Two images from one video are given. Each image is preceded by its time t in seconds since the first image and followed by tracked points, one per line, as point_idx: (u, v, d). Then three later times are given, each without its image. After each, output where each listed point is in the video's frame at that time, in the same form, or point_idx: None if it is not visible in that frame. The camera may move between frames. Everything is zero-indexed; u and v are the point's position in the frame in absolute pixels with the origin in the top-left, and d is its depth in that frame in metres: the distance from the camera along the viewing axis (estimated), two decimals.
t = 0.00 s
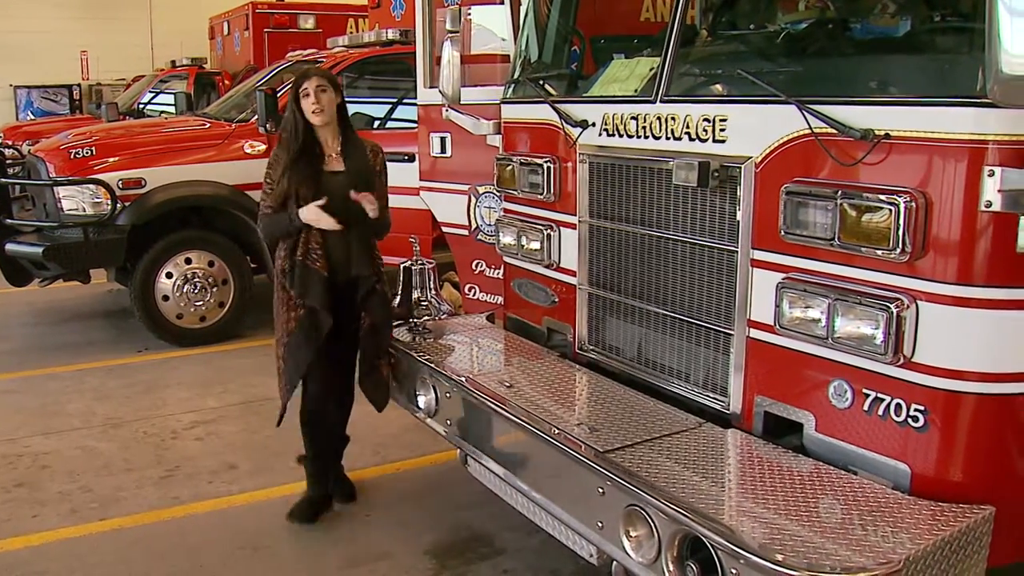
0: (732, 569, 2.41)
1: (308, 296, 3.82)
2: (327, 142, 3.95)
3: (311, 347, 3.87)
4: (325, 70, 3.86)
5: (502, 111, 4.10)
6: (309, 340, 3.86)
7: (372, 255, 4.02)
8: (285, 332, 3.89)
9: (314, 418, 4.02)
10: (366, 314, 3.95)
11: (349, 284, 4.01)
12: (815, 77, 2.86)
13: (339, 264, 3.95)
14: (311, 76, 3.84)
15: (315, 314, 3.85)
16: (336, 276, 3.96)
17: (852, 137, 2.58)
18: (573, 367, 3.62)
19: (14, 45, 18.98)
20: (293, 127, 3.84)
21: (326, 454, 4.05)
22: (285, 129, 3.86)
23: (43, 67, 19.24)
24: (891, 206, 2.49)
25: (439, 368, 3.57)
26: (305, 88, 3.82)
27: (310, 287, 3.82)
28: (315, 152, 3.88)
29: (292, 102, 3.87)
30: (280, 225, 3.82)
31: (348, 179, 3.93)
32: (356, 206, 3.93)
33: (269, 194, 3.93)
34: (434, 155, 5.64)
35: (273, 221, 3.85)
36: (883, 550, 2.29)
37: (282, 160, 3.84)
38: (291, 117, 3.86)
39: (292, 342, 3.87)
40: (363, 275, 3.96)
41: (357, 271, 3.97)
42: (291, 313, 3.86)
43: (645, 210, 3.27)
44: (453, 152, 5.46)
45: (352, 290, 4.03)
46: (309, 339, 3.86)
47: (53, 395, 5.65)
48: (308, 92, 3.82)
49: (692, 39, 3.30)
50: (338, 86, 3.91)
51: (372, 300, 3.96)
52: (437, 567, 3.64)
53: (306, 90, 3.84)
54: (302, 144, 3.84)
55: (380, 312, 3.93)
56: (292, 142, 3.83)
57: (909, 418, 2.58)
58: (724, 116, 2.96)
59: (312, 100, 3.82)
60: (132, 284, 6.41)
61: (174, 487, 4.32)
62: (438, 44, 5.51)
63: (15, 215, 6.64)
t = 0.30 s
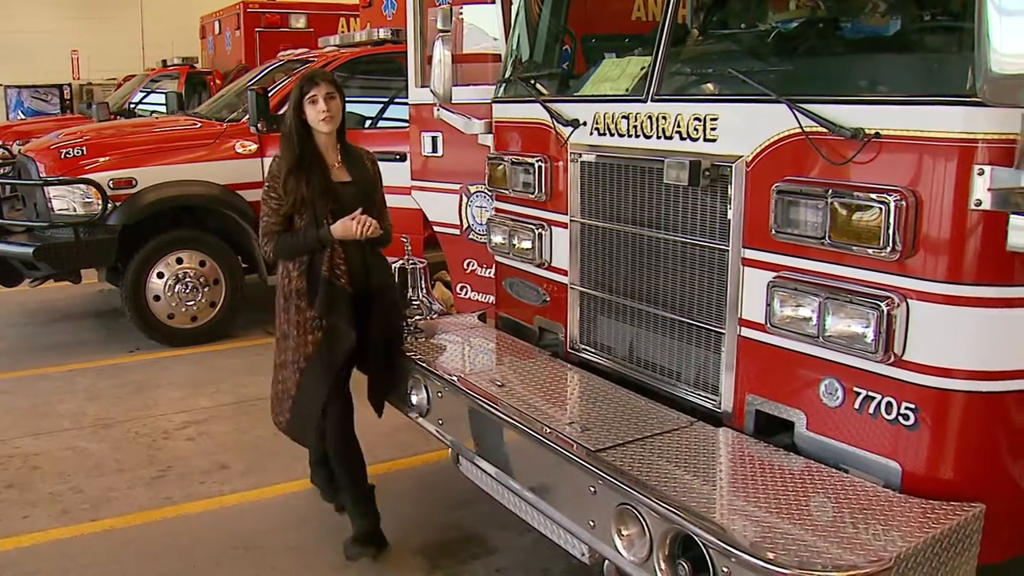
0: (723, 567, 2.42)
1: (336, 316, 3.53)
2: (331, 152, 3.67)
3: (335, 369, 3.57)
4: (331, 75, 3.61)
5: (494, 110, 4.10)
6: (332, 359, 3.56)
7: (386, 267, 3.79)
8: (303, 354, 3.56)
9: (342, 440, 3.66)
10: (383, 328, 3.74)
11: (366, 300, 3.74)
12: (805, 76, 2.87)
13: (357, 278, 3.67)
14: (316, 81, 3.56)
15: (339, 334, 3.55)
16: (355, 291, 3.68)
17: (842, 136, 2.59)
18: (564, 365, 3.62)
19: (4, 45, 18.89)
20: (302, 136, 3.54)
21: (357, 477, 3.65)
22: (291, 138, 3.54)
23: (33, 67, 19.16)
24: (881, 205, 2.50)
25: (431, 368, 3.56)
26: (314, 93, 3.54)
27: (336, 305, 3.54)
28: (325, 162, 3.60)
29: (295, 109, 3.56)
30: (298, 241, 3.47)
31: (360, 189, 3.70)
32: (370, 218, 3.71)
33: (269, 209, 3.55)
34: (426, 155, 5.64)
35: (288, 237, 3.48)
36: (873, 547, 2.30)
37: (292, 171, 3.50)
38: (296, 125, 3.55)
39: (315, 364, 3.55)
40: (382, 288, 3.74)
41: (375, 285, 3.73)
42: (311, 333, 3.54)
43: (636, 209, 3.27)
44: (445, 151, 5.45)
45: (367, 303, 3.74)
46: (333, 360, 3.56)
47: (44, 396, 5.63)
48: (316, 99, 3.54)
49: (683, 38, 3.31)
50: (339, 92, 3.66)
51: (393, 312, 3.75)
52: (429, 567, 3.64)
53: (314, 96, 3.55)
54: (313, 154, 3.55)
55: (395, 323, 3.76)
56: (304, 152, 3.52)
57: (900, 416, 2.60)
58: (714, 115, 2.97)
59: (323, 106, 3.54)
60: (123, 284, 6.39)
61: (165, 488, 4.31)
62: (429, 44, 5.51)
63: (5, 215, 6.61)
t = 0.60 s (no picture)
0: (712, 566, 2.43)
1: (341, 325, 3.45)
2: (333, 150, 3.58)
3: (339, 381, 3.47)
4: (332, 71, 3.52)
5: (482, 110, 4.10)
6: (336, 371, 3.45)
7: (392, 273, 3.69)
8: (305, 366, 3.45)
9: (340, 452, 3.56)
10: (387, 335, 3.67)
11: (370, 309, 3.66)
12: (792, 75, 2.88)
13: (363, 286, 3.58)
14: (315, 75, 3.47)
15: (343, 344, 3.46)
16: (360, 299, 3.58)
17: (830, 135, 2.59)
18: (553, 365, 3.63)
19: None
20: (300, 134, 3.46)
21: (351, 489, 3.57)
22: (290, 136, 3.45)
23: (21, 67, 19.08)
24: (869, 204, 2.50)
25: (421, 368, 3.56)
26: (312, 89, 3.45)
27: (340, 313, 3.45)
28: (326, 161, 3.50)
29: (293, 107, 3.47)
30: (299, 245, 3.38)
31: (366, 190, 3.59)
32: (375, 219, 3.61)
33: (269, 211, 3.47)
34: (415, 155, 5.64)
35: (289, 242, 3.39)
36: (862, 546, 2.31)
37: (292, 171, 3.41)
38: (294, 123, 3.47)
39: (319, 376, 3.45)
40: (388, 296, 3.65)
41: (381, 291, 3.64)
42: (315, 344, 3.44)
43: (624, 209, 3.27)
44: (434, 151, 5.45)
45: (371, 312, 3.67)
46: (337, 371, 3.46)
47: (32, 397, 5.61)
48: (313, 94, 3.45)
49: (671, 38, 3.31)
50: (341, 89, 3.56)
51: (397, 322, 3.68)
52: (419, 567, 3.64)
53: (313, 92, 3.46)
54: (313, 152, 3.46)
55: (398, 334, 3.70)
56: (302, 150, 3.43)
57: (887, 415, 2.61)
58: (702, 115, 2.97)
59: (322, 103, 3.45)
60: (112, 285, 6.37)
61: (154, 489, 4.30)
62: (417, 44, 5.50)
63: None
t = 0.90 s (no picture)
0: (698, 565, 2.43)
1: (336, 336, 3.25)
2: (331, 152, 3.41)
3: (332, 395, 3.28)
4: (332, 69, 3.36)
5: (467, 110, 4.09)
6: (331, 385, 3.28)
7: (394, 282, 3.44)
8: (297, 379, 3.27)
9: (329, 462, 3.50)
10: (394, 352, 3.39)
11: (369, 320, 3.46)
12: (775, 75, 2.89)
13: (360, 296, 3.36)
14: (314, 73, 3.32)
15: (338, 356, 3.26)
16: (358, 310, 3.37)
17: (813, 135, 2.61)
18: (539, 365, 3.63)
19: None
20: (296, 136, 3.30)
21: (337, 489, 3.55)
22: (286, 137, 3.30)
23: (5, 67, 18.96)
24: (852, 203, 2.52)
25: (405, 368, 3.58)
26: (310, 88, 3.30)
27: (336, 323, 3.25)
28: (321, 164, 3.34)
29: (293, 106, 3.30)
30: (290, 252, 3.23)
31: (364, 192, 3.42)
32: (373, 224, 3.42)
33: (260, 215, 3.33)
34: (400, 155, 5.63)
35: (280, 248, 3.24)
36: (847, 544, 2.33)
37: (283, 175, 3.26)
38: (290, 124, 3.31)
39: (311, 390, 3.28)
40: (392, 307, 3.39)
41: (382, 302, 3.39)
42: (309, 356, 3.27)
43: (610, 208, 3.27)
44: (419, 151, 5.45)
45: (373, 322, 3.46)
46: (330, 385, 3.28)
47: (17, 400, 5.57)
48: (312, 92, 3.30)
49: (656, 38, 3.32)
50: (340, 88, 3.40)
51: (404, 334, 3.37)
52: (406, 567, 3.63)
53: (314, 90, 3.30)
54: (308, 154, 3.30)
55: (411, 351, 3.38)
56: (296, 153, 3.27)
57: (872, 413, 2.62)
58: (687, 114, 2.98)
59: (320, 102, 3.29)
60: (96, 287, 6.34)
61: (139, 491, 4.28)
62: (403, 44, 5.49)
63: None
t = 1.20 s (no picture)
0: (680, 563, 2.44)
1: (304, 347, 3.19)
2: (319, 153, 3.28)
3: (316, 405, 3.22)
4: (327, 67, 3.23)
5: (449, 110, 4.09)
6: (315, 396, 3.21)
7: (381, 291, 3.35)
8: (282, 388, 3.22)
9: (318, 469, 3.47)
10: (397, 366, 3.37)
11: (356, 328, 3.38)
12: (756, 74, 2.90)
13: (340, 306, 3.29)
14: (309, 72, 3.19)
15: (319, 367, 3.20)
16: (335, 318, 3.29)
17: (794, 134, 2.62)
18: (521, 365, 3.63)
19: None
20: (287, 135, 3.16)
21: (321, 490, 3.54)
22: (273, 136, 3.18)
23: None
24: (832, 202, 2.53)
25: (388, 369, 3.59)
26: (306, 87, 3.18)
27: (305, 334, 3.19)
28: (304, 165, 3.20)
29: (288, 102, 3.17)
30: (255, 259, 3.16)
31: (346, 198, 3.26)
32: (355, 231, 3.28)
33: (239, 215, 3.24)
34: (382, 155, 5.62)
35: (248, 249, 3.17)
36: (828, 541, 2.35)
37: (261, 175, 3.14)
38: (282, 121, 3.18)
39: (295, 400, 3.21)
40: (372, 318, 3.33)
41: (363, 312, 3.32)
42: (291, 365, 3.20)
43: (592, 207, 3.28)
44: (402, 151, 5.44)
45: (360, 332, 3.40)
46: (310, 397, 3.21)
47: None
48: (306, 92, 3.18)
49: (637, 38, 3.32)
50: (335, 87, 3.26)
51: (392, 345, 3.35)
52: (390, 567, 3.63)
53: (313, 88, 3.19)
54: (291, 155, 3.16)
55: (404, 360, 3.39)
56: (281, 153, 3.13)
57: (853, 411, 2.64)
58: (668, 113, 2.99)
59: (321, 100, 3.19)
60: (78, 289, 6.31)
61: (122, 494, 4.26)
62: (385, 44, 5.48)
63: None
